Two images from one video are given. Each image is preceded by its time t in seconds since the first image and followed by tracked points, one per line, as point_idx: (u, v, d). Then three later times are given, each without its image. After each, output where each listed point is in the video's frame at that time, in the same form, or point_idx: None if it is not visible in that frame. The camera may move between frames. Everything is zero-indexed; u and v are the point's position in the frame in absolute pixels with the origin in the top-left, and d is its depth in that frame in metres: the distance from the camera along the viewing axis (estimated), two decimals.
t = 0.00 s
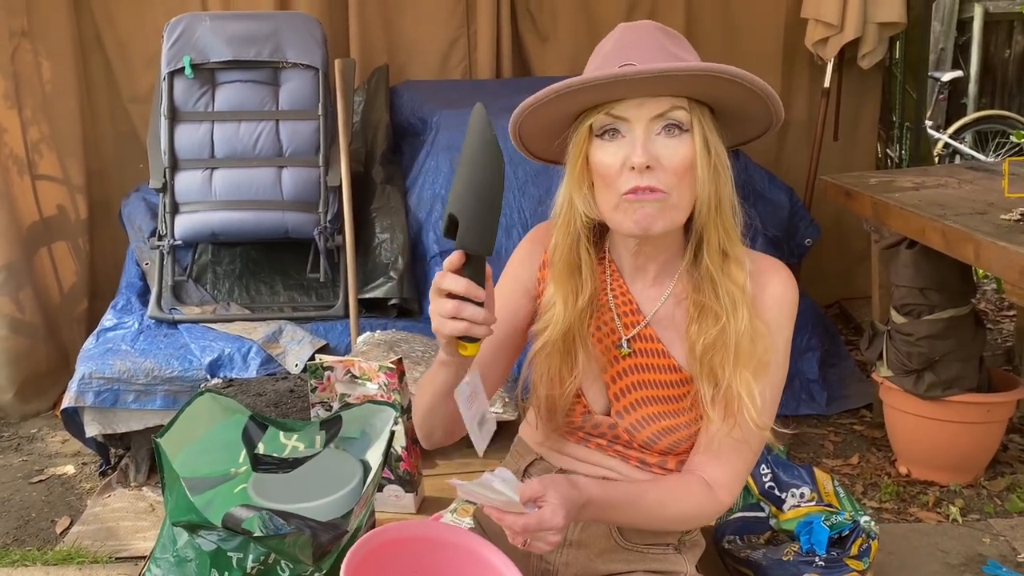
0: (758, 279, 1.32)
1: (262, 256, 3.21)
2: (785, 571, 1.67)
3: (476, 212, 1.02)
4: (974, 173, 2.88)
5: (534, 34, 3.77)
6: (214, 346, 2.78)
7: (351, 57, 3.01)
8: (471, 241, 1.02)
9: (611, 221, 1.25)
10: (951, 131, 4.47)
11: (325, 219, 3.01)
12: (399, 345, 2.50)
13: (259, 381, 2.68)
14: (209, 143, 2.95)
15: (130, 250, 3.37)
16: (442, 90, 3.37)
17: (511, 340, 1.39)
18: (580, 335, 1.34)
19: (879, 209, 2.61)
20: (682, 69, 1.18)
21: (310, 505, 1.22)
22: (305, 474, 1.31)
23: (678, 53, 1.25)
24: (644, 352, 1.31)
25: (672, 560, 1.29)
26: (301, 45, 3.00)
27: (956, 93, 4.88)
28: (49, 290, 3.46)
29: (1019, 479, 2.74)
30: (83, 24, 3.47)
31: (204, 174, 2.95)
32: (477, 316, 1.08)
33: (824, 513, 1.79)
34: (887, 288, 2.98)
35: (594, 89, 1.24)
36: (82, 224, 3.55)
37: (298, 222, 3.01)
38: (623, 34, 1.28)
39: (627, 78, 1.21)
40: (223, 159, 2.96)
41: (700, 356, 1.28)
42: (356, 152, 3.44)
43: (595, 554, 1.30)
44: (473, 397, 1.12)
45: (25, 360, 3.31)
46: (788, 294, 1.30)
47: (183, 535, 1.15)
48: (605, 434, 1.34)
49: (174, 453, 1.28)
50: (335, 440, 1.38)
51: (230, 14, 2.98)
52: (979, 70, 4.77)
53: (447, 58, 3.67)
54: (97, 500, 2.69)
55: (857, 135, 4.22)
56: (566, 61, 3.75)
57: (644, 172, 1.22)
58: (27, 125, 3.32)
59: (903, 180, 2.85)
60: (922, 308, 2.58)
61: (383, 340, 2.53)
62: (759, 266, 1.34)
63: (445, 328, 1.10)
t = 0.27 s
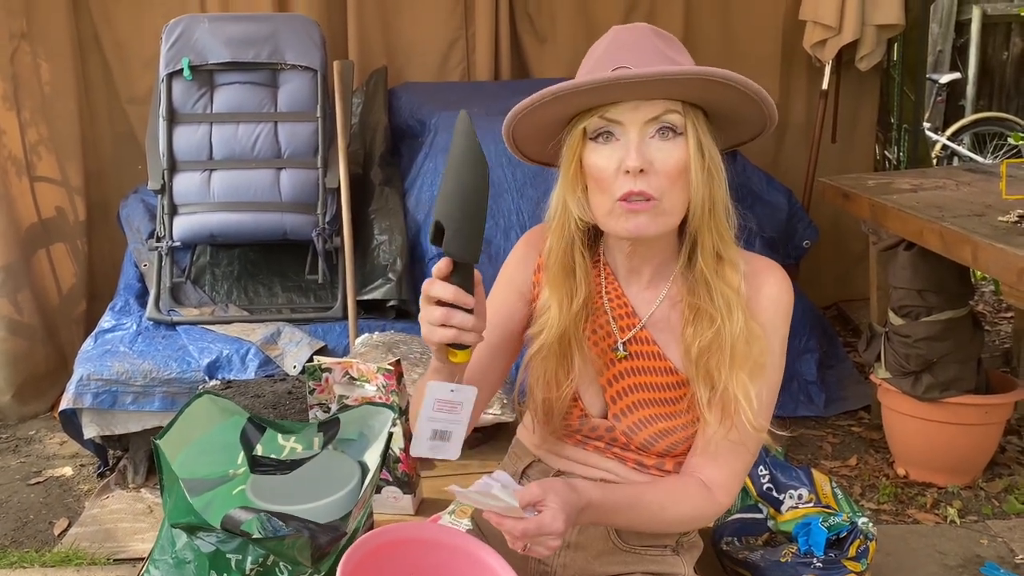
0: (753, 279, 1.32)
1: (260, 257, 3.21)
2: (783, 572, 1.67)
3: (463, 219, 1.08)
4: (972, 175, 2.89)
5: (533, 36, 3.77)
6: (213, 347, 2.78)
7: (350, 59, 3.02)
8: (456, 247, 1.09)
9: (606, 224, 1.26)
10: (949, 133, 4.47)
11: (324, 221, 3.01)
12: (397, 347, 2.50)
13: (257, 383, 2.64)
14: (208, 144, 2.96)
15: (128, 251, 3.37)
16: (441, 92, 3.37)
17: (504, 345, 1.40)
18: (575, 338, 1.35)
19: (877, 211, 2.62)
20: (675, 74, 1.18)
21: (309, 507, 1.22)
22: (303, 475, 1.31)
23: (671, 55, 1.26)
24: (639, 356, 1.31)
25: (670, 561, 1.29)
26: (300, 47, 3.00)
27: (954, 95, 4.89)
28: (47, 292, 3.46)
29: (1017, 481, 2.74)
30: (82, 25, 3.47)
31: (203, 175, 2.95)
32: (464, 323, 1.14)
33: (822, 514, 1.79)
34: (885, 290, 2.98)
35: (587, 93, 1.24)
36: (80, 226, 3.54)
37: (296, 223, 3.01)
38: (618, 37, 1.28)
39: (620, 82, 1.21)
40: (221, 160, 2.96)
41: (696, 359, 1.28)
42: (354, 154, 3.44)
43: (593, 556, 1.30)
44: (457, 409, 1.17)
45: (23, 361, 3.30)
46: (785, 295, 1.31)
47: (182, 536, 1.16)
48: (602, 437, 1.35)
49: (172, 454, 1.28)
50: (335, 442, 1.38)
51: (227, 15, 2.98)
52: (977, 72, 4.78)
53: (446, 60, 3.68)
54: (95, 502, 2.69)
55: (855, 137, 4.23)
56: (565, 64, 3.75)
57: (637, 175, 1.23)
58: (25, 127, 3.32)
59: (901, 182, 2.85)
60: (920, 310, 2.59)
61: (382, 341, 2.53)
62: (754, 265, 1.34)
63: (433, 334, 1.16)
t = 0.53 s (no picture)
0: (748, 280, 1.35)
1: (259, 258, 3.22)
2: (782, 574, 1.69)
3: (444, 231, 1.03)
4: (971, 177, 2.89)
5: (532, 38, 3.78)
6: (212, 349, 2.78)
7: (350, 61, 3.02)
8: (439, 259, 1.04)
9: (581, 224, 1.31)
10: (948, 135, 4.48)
11: (323, 223, 3.00)
12: (396, 348, 2.50)
13: (257, 385, 2.65)
14: (207, 145, 2.96)
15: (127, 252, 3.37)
16: (439, 94, 3.37)
17: (501, 346, 1.44)
18: (569, 339, 1.38)
19: (875, 213, 2.62)
20: (638, 82, 1.21)
21: (308, 509, 1.22)
22: (302, 478, 1.31)
23: (651, 59, 1.27)
24: (633, 357, 1.34)
25: (669, 562, 1.30)
26: (299, 49, 3.01)
27: (952, 98, 4.90)
28: (46, 293, 3.46)
29: (1015, 482, 2.75)
30: (81, 26, 3.47)
31: (202, 177, 2.95)
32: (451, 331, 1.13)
33: (821, 516, 1.79)
34: (884, 292, 2.99)
35: (565, 95, 1.30)
36: (79, 228, 3.54)
37: (296, 225, 3.01)
38: (602, 43, 1.32)
39: (590, 88, 1.26)
40: (220, 162, 2.96)
41: (685, 359, 1.30)
42: (353, 156, 3.45)
43: (592, 558, 1.31)
44: (462, 413, 1.12)
45: (22, 363, 3.30)
46: (778, 293, 1.33)
47: (182, 539, 1.15)
48: (599, 439, 1.37)
49: (173, 456, 1.27)
50: (335, 445, 1.38)
51: (227, 17, 2.98)
52: (975, 74, 4.80)
53: (445, 61, 3.68)
54: (94, 503, 2.69)
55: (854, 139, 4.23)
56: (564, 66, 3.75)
57: (608, 178, 1.27)
58: (24, 128, 3.32)
59: (899, 184, 2.86)
60: (918, 312, 2.59)
61: (381, 343, 2.53)
62: (748, 266, 1.37)
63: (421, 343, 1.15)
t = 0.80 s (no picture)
0: (742, 283, 1.34)
1: (257, 260, 3.22)
2: None
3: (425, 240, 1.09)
4: (969, 179, 2.90)
5: (530, 41, 3.78)
6: (210, 351, 2.78)
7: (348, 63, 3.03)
8: (420, 268, 1.09)
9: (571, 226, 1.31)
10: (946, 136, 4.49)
11: (322, 224, 2.99)
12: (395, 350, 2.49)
13: (255, 386, 2.68)
14: (206, 147, 2.96)
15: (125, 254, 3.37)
16: (438, 96, 3.37)
17: (497, 349, 1.45)
18: (565, 340, 1.39)
19: (874, 215, 2.63)
20: (625, 84, 1.21)
21: (305, 512, 1.22)
22: (301, 481, 1.31)
23: (643, 62, 1.27)
24: (629, 359, 1.35)
25: (668, 564, 1.30)
26: (297, 50, 3.01)
27: (950, 100, 4.90)
28: (44, 295, 3.46)
29: (1014, 484, 2.75)
30: (79, 28, 3.48)
31: (201, 178, 2.95)
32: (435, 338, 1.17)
33: (820, 518, 1.78)
34: (882, 293, 2.99)
35: (557, 96, 1.31)
36: (77, 230, 3.53)
37: (294, 227, 3.00)
38: (596, 46, 1.33)
39: (580, 90, 1.26)
40: (219, 164, 2.96)
41: (679, 362, 1.31)
42: (352, 157, 3.45)
43: (592, 559, 1.32)
44: (436, 422, 1.14)
45: (20, 364, 3.30)
46: (774, 295, 1.31)
47: (181, 542, 1.14)
48: (596, 441, 1.39)
49: (171, 458, 1.27)
50: (334, 447, 1.38)
51: (226, 19, 2.98)
52: (973, 76, 4.80)
53: (443, 63, 3.68)
54: (92, 506, 2.69)
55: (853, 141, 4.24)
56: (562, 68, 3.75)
57: (597, 181, 1.28)
58: (22, 130, 3.32)
59: (898, 186, 2.86)
60: (916, 314, 2.59)
61: (379, 344, 2.51)
62: (743, 267, 1.36)
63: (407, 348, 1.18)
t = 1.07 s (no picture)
0: (738, 284, 1.33)
1: (256, 261, 3.23)
2: None
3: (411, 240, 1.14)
4: (967, 180, 2.90)
5: (529, 42, 3.78)
6: (209, 352, 2.78)
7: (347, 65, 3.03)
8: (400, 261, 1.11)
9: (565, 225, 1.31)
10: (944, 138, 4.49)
11: (320, 225, 2.99)
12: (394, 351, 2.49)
13: (254, 388, 2.68)
14: (204, 148, 2.96)
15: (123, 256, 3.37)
16: (436, 97, 3.37)
17: (495, 348, 1.45)
18: (561, 338, 1.40)
19: (872, 217, 2.63)
20: (617, 85, 1.21)
21: (303, 514, 1.22)
22: (298, 482, 1.31)
23: (639, 63, 1.28)
24: (625, 357, 1.36)
25: (667, 565, 1.30)
26: (296, 52, 3.01)
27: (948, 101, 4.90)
28: (42, 296, 3.46)
29: (1012, 485, 2.75)
30: (77, 29, 3.48)
31: (199, 180, 2.95)
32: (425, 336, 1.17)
33: (818, 519, 1.79)
34: (881, 295, 2.99)
35: (554, 95, 1.31)
36: (76, 231, 3.53)
37: (292, 228, 3.00)
38: (594, 48, 1.33)
39: (575, 89, 1.27)
40: (218, 165, 2.96)
41: (674, 360, 1.31)
42: (351, 158, 3.45)
43: (590, 559, 1.33)
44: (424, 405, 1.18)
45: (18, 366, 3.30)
46: (771, 297, 1.30)
47: (178, 543, 1.15)
48: (593, 439, 1.39)
49: (168, 460, 1.27)
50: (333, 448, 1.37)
51: (225, 20, 2.98)
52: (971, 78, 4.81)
53: (442, 65, 3.68)
54: (91, 507, 2.69)
55: (851, 142, 4.24)
56: (561, 69, 3.75)
57: (589, 181, 1.28)
58: (21, 131, 3.33)
59: (896, 187, 2.86)
60: (915, 315, 2.59)
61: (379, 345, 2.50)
62: (741, 269, 1.34)
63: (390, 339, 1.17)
